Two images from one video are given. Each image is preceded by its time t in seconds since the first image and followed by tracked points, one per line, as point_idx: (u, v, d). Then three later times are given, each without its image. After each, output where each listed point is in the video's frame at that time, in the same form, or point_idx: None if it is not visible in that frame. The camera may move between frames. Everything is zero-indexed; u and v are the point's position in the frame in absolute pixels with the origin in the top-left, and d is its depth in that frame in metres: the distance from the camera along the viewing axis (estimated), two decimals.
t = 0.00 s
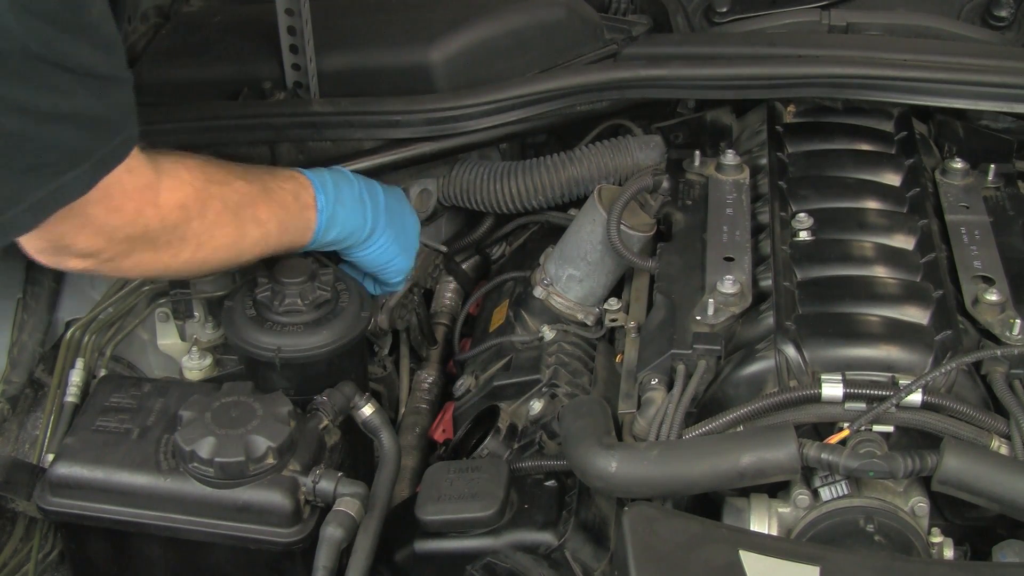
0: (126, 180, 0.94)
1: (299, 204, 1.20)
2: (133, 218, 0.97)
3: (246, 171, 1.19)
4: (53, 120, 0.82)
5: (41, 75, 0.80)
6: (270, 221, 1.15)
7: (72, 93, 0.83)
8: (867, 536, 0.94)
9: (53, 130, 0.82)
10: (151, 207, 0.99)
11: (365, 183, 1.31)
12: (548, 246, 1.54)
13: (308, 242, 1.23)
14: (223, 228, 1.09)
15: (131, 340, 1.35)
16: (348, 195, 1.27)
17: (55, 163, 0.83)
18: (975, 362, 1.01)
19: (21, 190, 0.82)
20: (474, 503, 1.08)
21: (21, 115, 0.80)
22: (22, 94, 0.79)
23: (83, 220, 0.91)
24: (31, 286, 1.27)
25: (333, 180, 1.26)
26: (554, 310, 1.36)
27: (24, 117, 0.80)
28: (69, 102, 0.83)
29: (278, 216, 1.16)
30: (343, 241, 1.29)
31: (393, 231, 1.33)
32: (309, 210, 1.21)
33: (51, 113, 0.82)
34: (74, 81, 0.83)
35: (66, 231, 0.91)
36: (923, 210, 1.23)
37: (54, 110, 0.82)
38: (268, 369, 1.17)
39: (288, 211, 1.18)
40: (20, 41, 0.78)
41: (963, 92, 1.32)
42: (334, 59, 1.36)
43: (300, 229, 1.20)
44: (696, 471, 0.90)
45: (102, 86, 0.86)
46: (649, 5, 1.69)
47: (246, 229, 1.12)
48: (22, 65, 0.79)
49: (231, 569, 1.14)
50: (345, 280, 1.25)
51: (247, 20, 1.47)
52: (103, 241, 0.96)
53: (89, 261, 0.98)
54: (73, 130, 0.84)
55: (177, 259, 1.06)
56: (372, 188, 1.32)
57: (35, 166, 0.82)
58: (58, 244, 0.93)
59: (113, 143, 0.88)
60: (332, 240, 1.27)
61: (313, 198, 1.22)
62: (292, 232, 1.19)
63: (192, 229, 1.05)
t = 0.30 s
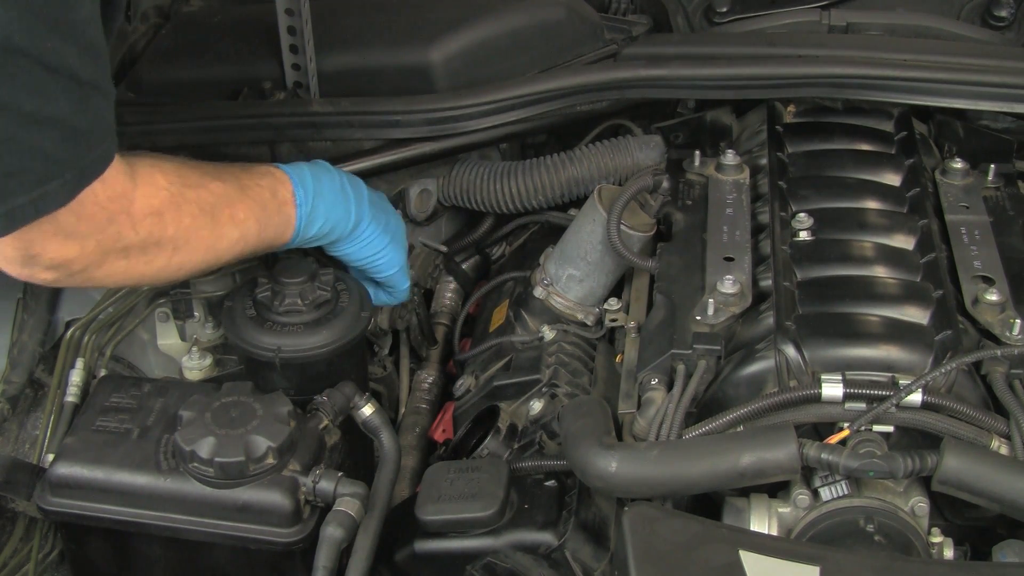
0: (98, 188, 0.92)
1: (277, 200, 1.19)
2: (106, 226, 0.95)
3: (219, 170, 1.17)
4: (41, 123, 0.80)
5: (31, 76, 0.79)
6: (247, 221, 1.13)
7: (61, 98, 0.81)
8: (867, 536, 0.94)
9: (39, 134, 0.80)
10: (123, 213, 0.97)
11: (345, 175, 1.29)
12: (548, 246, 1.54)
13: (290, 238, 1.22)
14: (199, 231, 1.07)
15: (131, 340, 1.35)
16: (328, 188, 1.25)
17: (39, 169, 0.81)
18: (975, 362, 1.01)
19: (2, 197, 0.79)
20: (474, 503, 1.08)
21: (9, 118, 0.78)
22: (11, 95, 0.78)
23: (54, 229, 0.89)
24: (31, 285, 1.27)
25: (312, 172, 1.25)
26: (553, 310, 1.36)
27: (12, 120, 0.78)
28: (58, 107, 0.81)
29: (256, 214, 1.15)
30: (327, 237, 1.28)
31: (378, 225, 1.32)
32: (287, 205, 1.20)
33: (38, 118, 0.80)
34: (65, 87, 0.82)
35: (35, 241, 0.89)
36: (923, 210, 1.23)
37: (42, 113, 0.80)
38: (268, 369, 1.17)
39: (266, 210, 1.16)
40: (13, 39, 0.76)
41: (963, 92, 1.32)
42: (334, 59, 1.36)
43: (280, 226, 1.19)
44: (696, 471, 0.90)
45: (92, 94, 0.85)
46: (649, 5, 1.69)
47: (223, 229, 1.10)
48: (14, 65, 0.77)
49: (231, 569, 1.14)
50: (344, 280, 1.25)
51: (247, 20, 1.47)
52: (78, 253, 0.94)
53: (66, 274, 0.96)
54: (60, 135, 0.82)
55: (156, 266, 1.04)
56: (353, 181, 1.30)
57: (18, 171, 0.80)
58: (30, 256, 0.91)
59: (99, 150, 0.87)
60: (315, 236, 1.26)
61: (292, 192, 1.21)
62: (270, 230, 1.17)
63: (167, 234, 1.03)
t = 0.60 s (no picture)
0: (131, 171, 0.93)
1: (301, 195, 1.19)
2: (138, 209, 0.95)
3: (247, 163, 1.17)
4: (55, 108, 0.80)
5: (43, 61, 0.78)
6: (274, 213, 1.13)
7: (75, 82, 0.81)
8: (867, 536, 0.94)
9: (52, 119, 0.80)
10: (155, 199, 0.97)
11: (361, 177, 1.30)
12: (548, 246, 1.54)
13: (309, 235, 1.22)
14: (229, 221, 1.07)
15: (131, 340, 1.35)
16: (347, 186, 1.25)
17: (54, 154, 0.81)
18: (975, 363, 1.01)
19: (17, 183, 0.80)
20: (474, 503, 1.08)
21: (19, 103, 0.78)
22: (23, 80, 0.78)
23: (87, 211, 0.89)
24: (31, 285, 1.28)
25: (333, 170, 1.25)
26: (554, 310, 1.36)
27: (24, 105, 0.78)
28: (72, 91, 0.81)
29: (282, 208, 1.14)
30: (344, 236, 1.27)
31: (389, 228, 1.33)
32: (310, 201, 1.20)
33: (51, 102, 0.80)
34: (80, 71, 0.81)
35: (68, 223, 0.89)
36: (923, 210, 1.23)
37: (55, 101, 0.80)
38: (268, 369, 1.17)
39: (292, 204, 1.16)
40: (24, 25, 0.76)
41: (963, 92, 1.32)
42: (334, 59, 1.36)
43: (303, 222, 1.19)
44: (696, 471, 0.90)
45: (110, 77, 0.84)
46: (649, 5, 1.69)
47: (252, 221, 1.10)
48: (26, 50, 0.77)
49: (231, 569, 1.14)
50: (345, 280, 1.25)
51: (246, 20, 1.47)
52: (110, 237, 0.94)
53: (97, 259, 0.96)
54: (75, 120, 0.81)
55: (186, 255, 1.04)
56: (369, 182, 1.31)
57: (32, 157, 0.80)
58: (63, 237, 0.91)
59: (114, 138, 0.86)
60: (333, 234, 1.26)
61: (314, 188, 1.21)
62: (296, 224, 1.17)
63: (198, 222, 1.03)
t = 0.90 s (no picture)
0: (101, 181, 0.93)
1: (282, 210, 1.18)
2: (107, 219, 0.95)
3: (226, 175, 1.17)
4: (46, 114, 0.80)
5: (34, 67, 0.79)
6: (251, 227, 1.13)
7: (64, 88, 0.81)
8: (867, 536, 0.94)
9: (43, 125, 0.80)
10: (125, 210, 0.97)
11: (352, 188, 1.29)
12: (548, 246, 1.54)
13: (291, 248, 1.22)
14: (203, 232, 1.08)
15: (131, 340, 1.35)
16: (333, 202, 1.25)
17: (42, 161, 0.81)
18: (975, 362, 1.01)
19: (7, 190, 0.80)
20: (474, 503, 1.08)
21: (13, 107, 0.78)
22: (12, 86, 0.78)
23: (55, 218, 0.90)
24: (31, 285, 1.26)
25: (320, 185, 1.25)
26: (554, 310, 1.36)
27: (15, 110, 0.78)
28: (62, 94, 0.81)
29: (261, 221, 1.15)
30: (328, 250, 1.28)
31: (380, 242, 1.32)
32: (291, 216, 1.20)
33: (42, 108, 0.80)
34: (69, 77, 0.82)
35: (35, 228, 0.90)
36: (923, 211, 1.23)
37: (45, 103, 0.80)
38: (268, 369, 1.17)
39: (270, 217, 1.16)
40: (17, 30, 0.77)
41: (963, 91, 1.32)
42: (334, 59, 1.36)
43: (283, 236, 1.19)
44: (695, 471, 0.90)
45: (99, 83, 0.85)
46: (649, 5, 1.69)
47: (226, 234, 1.10)
48: (17, 55, 0.78)
49: (232, 569, 1.14)
50: (345, 280, 1.25)
51: (247, 20, 1.47)
52: (79, 245, 0.94)
53: (67, 266, 0.97)
54: (63, 126, 0.82)
55: (157, 265, 1.05)
56: (360, 194, 1.30)
57: (21, 163, 0.80)
58: (30, 242, 0.91)
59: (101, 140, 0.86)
60: (316, 249, 1.26)
61: (297, 203, 1.21)
62: (275, 238, 1.18)
63: (169, 233, 1.04)
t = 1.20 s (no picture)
0: (122, 170, 0.92)
1: (296, 203, 1.18)
2: (128, 209, 0.95)
3: (245, 168, 1.17)
4: (52, 105, 0.80)
5: (40, 59, 0.78)
6: (267, 219, 1.13)
7: (71, 79, 0.81)
8: (867, 536, 0.94)
9: (48, 116, 0.80)
10: (145, 199, 0.97)
11: (361, 187, 1.30)
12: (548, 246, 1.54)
13: (302, 243, 1.22)
14: (221, 224, 1.07)
15: (131, 340, 1.35)
16: (344, 197, 1.25)
17: (49, 151, 0.81)
18: (975, 362, 1.01)
19: (13, 180, 0.80)
20: (474, 503, 1.08)
21: (16, 100, 0.78)
22: (16, 78, 0.77)
23: (76, 209, 0.89)
24: (31, 285, 1.28)
25: (331, 180, 1.25)
26: (554, 310, 1.36)
27: (21, 102, 0.78)
28: (67, 87, 0.81)
29: (277, 214, 1.14)
30: (338, 245, 1.28)
31: (386, 239, 1.32)
32: (305, 210, 1.20)
33: (49, 99, 0.80)
34: (75, 67, 0.81)
35: (56, 219, 0.89)
36: (923, 210, 1.23)
37: (49, 96, 0.80)
38: (268, 369, 1.17)
39: (286, 211, 1.16)
40: (22, 22, 0.76)
41: (963, 91, 1.32)
42: (334, 59, 1.36)
43: (297, 231, 1.19)
44: (696, 471, 0.90)
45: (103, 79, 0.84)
46: (648, 5, 1.69)
47: (245, 226, 1.10)
48: (23, 47, 0.77)
49: (231, 569, 1.14)
50: (345, 280, 1.25)
51: (247, 20, 1.47)
52: (98, 234, 0.94)
53: (85, 255, 0.96)
54: (70, 117, 0.81)
55: (174, 256, 1.04)
56: (369, 193, 1.30)
57: (27, 154, 0.80)
58: (49, 230, 0.90)
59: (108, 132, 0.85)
60: (327, 243, 1.26)
61: (311, 197, 1.21)
62: (289, 231, 1.17)
63: (189, 224, 1.03)
